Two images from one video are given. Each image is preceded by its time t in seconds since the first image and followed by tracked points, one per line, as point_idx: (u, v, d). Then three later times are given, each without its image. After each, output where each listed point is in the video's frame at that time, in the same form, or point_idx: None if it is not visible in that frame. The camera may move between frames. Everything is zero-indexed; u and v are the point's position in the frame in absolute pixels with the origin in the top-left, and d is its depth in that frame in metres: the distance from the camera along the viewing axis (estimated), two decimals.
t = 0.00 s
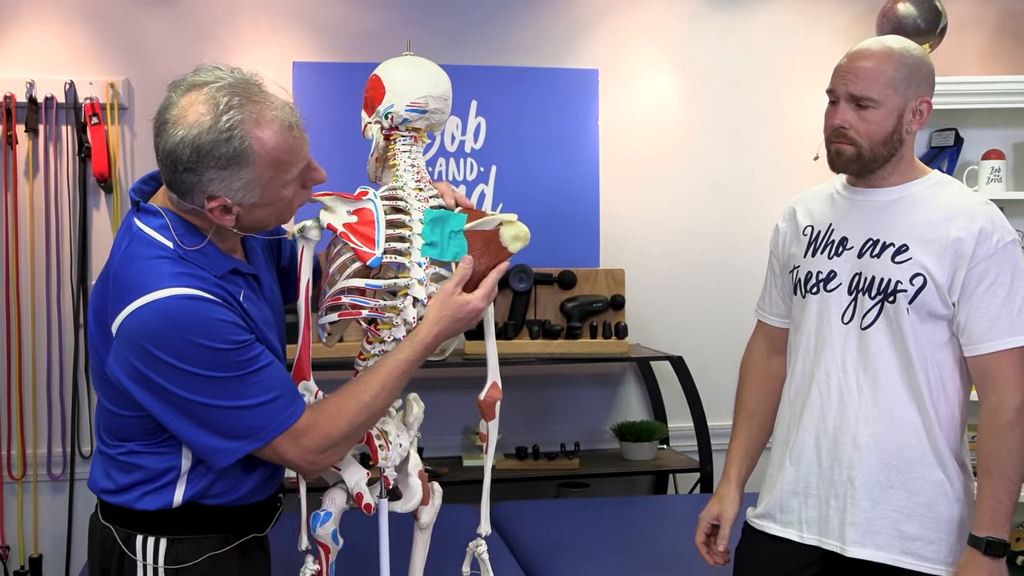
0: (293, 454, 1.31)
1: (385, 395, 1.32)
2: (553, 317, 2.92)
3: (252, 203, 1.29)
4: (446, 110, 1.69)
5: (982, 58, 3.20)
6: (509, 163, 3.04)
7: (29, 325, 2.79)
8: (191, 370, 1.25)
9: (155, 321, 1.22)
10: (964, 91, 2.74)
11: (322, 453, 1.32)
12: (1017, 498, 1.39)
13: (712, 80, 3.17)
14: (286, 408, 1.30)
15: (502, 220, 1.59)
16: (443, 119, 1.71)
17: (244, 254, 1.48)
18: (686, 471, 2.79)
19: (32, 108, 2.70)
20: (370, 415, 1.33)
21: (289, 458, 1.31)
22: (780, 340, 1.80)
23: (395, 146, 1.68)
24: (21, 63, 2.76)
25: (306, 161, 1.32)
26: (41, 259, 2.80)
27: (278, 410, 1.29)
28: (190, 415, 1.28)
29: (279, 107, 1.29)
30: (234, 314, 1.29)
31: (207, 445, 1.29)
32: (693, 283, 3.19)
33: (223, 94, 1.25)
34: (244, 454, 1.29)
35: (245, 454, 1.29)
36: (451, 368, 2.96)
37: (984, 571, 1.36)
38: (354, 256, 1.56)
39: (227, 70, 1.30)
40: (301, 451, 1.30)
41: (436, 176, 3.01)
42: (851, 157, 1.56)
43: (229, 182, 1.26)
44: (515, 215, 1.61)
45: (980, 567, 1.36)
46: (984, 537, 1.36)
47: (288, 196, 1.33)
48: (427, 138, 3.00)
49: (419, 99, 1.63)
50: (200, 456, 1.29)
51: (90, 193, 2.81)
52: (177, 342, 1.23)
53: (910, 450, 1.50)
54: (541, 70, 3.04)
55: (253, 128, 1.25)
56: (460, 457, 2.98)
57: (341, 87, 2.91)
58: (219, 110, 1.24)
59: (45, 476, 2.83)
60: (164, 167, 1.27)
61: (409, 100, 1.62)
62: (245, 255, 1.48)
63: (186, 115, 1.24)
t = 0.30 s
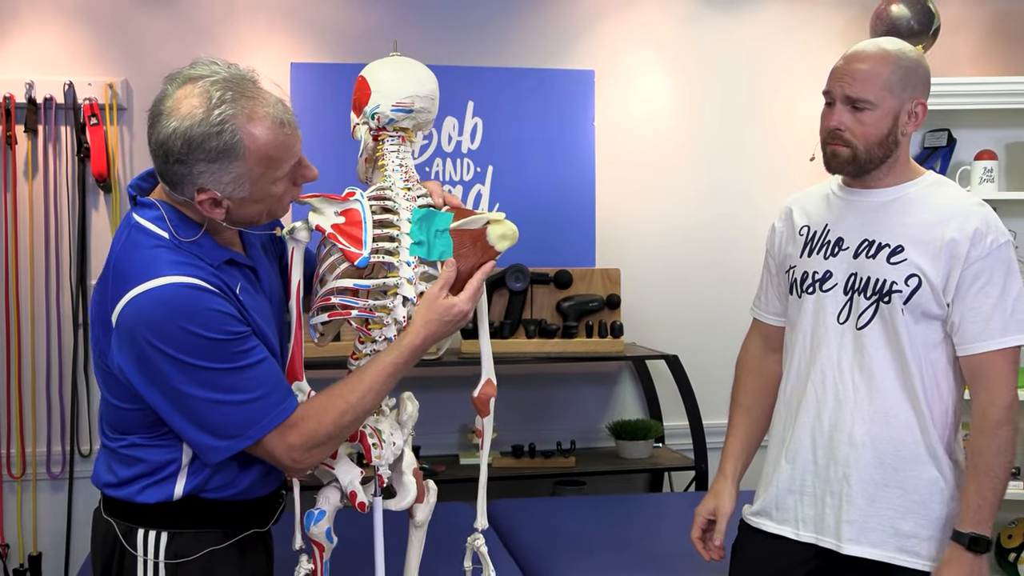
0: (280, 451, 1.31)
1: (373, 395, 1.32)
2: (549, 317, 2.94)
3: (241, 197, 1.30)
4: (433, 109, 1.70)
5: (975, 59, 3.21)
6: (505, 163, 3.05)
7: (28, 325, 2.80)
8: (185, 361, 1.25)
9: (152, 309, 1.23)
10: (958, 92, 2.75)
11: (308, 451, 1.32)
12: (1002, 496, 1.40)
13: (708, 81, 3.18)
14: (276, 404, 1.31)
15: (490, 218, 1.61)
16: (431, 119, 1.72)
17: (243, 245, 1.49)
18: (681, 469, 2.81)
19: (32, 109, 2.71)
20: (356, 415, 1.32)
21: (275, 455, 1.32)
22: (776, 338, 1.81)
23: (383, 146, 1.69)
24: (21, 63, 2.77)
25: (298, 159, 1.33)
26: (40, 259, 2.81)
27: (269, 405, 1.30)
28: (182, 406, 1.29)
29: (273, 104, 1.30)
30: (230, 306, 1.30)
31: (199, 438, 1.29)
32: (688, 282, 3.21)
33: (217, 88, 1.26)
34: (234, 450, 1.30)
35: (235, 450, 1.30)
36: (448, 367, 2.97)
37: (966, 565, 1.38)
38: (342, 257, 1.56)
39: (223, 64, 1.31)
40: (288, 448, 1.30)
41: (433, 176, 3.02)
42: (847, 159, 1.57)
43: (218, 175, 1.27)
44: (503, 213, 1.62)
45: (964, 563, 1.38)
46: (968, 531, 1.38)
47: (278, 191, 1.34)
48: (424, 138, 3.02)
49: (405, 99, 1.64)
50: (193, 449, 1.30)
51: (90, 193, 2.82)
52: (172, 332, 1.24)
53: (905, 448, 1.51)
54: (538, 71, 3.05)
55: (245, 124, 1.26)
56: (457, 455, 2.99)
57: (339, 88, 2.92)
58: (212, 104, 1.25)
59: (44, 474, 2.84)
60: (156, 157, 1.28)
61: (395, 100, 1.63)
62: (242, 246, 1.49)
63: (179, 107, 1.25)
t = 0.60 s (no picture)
0: (274, 452, 1.32)
1: (371, 400, 1.33)
2: (546, 317, 2.95)
3: (238, 194, 1.31)
4: (435, 111, 1.71)
5: (969, 61, 3.23)
6: (502, 164, 3.06)
7: (28, 325, 2.81)
8: (186, 358, 1.26)
9: (154, 305, 1.24)
10: (951, 93, 2.77)
11: (304, 453, 1.33)
12: (978, 494, 1.42)
13: (705, 82, 3.19)
14: (274, 406, 1.31)
15: (489, 222, 1.61)
16: (433, 121, 1.73)
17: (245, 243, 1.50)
18: (677, 468, 2.82)
19: (31, 110, 2.71)
20: (354, 419, 1.33)
21: (270, 456, 1.32)
22: (771, 338, 1.82)
23: (386, 147, 1.70)
24: (21, 65, 2.77)
25: (294, 155, 1.34)
26: (39, 258, 2.81)
27: (267, 406, 1.31)
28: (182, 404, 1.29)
29: (267, 101, 1.30)
30: (232, 305, 1.31)
31: (197, 437, 1.30)
32: (684, 282, 3.22)
33: (211, 85, 1.28)
34: (230, 450, 1.30)
35: (231, 450, 1.30)
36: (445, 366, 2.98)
37: (935, 558, 1.40)
38: (344, 255, 1.57)
39: (218, 62, 1.33)
40: (284, 450, 1.31)
41: (431, 176, 3.04)
42: (844, 159, 1.58)
43: (215, 172, 1.28)
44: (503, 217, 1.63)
45: (931, 555, 1.40)
46: (940, 525, 1.40)
47: (275, 188, 1.35)
48: (422, 139, 3.03)
49: (408, 101, 1.65)
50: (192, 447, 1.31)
51: (89, 194, 2.83)
52: (173, 329, 1.25)
53: (899, 445, 1.53)
54: (535, 73, 3.06)
55: (239, 120, 1.27)
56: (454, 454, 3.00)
57: (337, 89, 2.93)
58: (206, 101, 1.26)
59: (44, 473, 2.85)
60: (153, 155, 1.29)
61: (399, 102, 1.64)
62: (245, 245, 1.50)
63: (174, 104, 1.26)
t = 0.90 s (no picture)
0: (274, 453, 1.33)
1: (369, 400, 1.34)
2: (542, 317, 2.96)
3: (245, 196, 1.32)
4: (429, 112, 1.72)
5: (962, 62, 3.25)
6: (499, 165, 3.07)
7: (28, 326, 2.82)
8: (187, 362, 1.27)
9: (156, 309, 1.25)
10: (943, 95, 2.79)
11: (304, 454, 1.34)
12: (982, 494, 1.43)
13: (701, 84, 3.21)
14: (273, 409, 1.32)
15: (484, 220, 1.63)
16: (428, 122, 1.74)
17: (246, 247, 1.52)
18: (672, 466, 2.84)
19: (31, 111, 2.72)
20: (352, 419, 1.34)
21: (271, 457, 1.34)
22: (766, 337, 1.83)
23: (381, 149, 1.71)
24: (21, 67, 2.78)
25: (299, 157, 1.36)
26: (38, 259, 2.82)
27: (267, 409, 1.32)
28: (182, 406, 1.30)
29: (274, 104, 1.32)
30: (233, 308, 1.32)
31: (197, 439, 1.31)
32: (679, 282, 3.23)
33: (219, 89, 1.29)
34: (229, 452, 1.31)
35: (231, 452, 1.31)
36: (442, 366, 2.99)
37: (944, 560, 1.41)
38: (341, 256, 1.59)
39: (225, 66, 1.34)
40: (283, 451, 1.32)
41: (427, 177, 3.05)
42: (838, 160, 1.60)
43: (223, 175, 1.29)
44: (497, 214, 1.64)
45: (940, 557, 1.41)
46: (946, 528, 1.41)
47: (281, 190, 1.36)
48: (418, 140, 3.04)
49: (402, 102, 1.66)
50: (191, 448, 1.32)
51: (88, 195, 2.84)
52: (174, 333, 1.26)
53: (892, 444, 1.54)
54: (532, 74, 3.08)
55: (247, 123, 1.28)
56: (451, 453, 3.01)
57: (334, 91, 2.94)
58: (214, 105, 1.27)
59: (43, 472, 2.86)
60: (160, 158, 1.30)
61: (393, 103, 1.65)
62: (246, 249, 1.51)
63: (182, 108, 1.28)
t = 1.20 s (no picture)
0: (269, 446, 1.33)
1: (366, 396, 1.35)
2: (539, 316, 2.97)
3: (220, 181, 1.27)
4: (428, 114, 1.73)
5: (955, 64, 3.27)
6: (495, 166, 3.09)
7: (28, 326, 2.83)
8: (179, 356, 1.28)
9: (148, 305, 1.26)
10: (936, 97, 2.80)
11: (298, 449, 1.34)
12: (977, 492, 1.45)
13: (697, 85, 3.23)
14: (266, 404, 1.32)
15: (482, 221, 1.62)
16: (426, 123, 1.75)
17: (244, 244, 1.51)
18: (667, 465, 2.85)
19: (30, 113, 2.73)
20: (348, 416, 1.35)
21: (265, 452, 1.34)
22: (760, 336, 1.85)
23: (379, 150, 1.72)
24: (20, 68, 2.79)
25: (281, 149, 1.31)
26: (38, 259, 2.83)
27: (259, 404, 1.32)
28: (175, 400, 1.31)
29: (258, 91, 1.29)
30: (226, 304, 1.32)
31: (190, 433, 1.32)
32: (675, 282, 3.25)
33: (205, 71, 1.28)
34: (222, 446, 1.32)
35: (223, 446, 1.32)
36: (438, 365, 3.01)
37: (942, 559, 1.42)
38: (340, 257, 1.61)
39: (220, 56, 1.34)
40: (277, 444, 1.33)
41: (424, 178, 3.06)
42: (833, 161, 1.61)
43: (195, 154, 1.25)
44: (495, 216, 1.64)
45: (938, 556, 1.42)
46: (943, 526, 1.43)
47: (262, 183, 1.31)
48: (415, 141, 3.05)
49: (401, 104, 1.67)
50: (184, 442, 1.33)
51: (87, 195, 2.85)
52: (167, 328, 1.27)
53: (886, 443, 1.56)
54: (528, 76, 3.09)
55: (225, 103, 1.25)
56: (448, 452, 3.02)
57: (331, 92, 2.95)
58: (195, 83, 1.26)
59: (43, 471, 2.87)
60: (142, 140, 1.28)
61: (392, 105, 1.66)
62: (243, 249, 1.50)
63: (166, 87, 1.27)
